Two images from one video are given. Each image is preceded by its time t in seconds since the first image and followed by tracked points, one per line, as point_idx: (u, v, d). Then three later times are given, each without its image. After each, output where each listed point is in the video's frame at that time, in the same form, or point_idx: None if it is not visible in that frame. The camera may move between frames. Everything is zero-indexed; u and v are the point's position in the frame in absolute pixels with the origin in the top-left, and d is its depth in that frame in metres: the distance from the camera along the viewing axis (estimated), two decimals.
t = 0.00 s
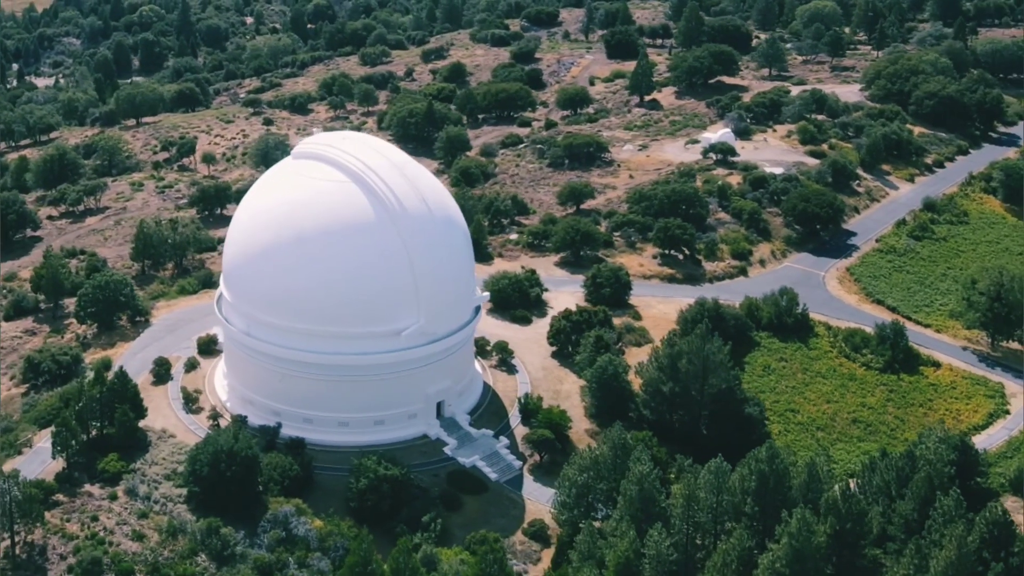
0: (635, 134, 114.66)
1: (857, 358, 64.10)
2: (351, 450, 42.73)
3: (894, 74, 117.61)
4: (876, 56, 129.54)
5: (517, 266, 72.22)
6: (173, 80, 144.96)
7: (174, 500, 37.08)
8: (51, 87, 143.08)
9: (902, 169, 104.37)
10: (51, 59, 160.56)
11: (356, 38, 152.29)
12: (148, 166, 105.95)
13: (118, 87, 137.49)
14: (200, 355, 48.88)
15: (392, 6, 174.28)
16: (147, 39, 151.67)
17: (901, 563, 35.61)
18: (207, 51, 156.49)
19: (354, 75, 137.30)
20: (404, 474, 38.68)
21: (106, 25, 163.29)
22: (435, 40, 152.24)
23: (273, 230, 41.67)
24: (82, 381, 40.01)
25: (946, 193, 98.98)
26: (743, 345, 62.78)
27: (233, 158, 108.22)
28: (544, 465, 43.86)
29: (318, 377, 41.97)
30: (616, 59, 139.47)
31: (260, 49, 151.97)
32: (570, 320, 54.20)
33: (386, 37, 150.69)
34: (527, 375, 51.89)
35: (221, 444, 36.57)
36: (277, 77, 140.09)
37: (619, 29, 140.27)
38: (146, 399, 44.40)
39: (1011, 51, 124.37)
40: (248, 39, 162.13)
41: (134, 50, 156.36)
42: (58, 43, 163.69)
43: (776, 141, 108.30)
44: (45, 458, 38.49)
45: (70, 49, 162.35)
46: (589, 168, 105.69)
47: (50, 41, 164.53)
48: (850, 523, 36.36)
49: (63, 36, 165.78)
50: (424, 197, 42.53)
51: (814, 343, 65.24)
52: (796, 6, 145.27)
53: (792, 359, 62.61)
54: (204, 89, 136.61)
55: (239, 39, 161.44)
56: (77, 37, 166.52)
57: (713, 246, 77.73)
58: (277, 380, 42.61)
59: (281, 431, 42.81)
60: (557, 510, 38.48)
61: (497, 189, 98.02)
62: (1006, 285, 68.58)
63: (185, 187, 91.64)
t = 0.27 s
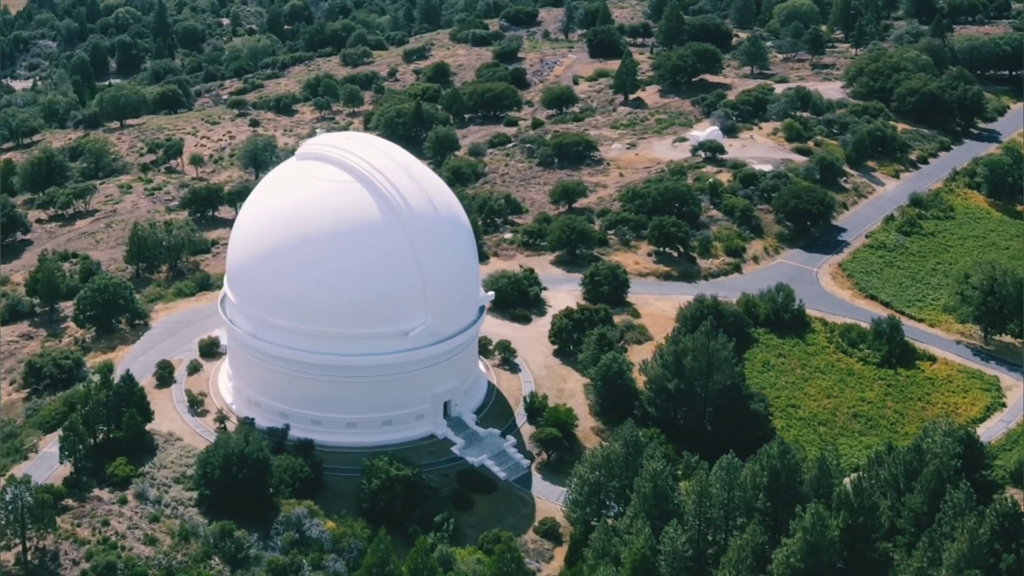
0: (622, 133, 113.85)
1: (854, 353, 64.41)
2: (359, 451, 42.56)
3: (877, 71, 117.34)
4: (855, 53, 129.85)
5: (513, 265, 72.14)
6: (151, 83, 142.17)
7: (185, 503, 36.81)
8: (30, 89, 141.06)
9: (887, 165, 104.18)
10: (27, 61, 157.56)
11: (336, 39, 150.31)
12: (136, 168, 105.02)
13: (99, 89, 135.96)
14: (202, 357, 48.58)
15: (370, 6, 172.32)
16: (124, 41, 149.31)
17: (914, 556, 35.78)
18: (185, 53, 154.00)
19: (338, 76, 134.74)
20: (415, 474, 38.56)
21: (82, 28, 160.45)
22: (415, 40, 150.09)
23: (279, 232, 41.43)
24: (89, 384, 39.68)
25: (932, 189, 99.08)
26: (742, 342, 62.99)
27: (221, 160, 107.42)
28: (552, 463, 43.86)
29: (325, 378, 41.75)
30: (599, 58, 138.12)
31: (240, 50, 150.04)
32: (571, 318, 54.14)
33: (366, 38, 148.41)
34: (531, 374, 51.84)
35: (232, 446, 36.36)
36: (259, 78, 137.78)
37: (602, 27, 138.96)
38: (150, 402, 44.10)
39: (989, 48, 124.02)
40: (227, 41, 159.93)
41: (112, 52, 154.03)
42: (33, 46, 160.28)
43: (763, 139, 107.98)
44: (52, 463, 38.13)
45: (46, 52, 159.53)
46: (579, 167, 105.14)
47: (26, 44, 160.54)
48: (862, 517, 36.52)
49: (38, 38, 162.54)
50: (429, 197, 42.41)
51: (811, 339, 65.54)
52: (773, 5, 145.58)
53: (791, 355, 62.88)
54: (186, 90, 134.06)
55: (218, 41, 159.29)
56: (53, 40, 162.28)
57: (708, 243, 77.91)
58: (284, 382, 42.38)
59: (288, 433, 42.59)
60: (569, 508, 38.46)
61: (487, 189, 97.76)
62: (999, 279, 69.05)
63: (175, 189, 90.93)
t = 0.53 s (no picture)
0: (611, 131, 111.01)
1: (853, 349, 64.61)
2: (367, 452, 42.40)
3: (861, 69, 115.43)
4: (837, 51, 129.83)
5: (510, 263, 71.91)
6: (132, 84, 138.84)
7: (197, 506, 36.60)
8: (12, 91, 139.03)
9: (875, 161, 102.58)
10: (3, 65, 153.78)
11: (318, 39, 146.63)
12: (125, 170, 104.04)
13: (82, 91, 133.95)
14: (206, 359, 48.29)
15: (348, 7, 169.70)
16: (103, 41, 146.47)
17: (928, 551, 35.87)
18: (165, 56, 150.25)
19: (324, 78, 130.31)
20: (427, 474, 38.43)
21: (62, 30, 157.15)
22: (396, 40, 146.72)
23: (286, 232, 41.20)
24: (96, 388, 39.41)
25: (920, 184, 97.99)
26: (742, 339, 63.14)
27: (211, 161, 106.34)
28: (561, 461, 43.77)
29: (334, 379, 41.54)
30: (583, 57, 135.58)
31: (221, 51, 147.25)
32: (574, 317, 53.99)
33: (348, 38, 145.08)
34: (535, 373, 51.75)
35: (243, 449, 36.16)
36: (242, 80, 134.34)
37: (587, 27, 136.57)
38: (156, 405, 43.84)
39: (969, 44, 121.97)
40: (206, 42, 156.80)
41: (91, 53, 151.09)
42: (10, 48, 157.08)
43: (752, 138, 105.89)
44: (61, 468, 37.85)
45: (24, 54, 156.03)
46: (570, 166, 102.22)
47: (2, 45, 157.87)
48: (875, 512, 36.62)
49: (16, 41, 158.88)
50: (436, 198, 42.25)
51: (810, 335, 65.74)
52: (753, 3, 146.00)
53: (791, 351, 63.06)
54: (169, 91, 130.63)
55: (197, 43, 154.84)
56: (32, 41, 160.07)
57: (704, 240, 77.96)
58: (292, 384, 42.15)
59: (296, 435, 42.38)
60: (581, 506, 38.46)
61: (479, 188, 97.07)
62: (994, 274, 69.44)
63: (166, 191, 90.14)
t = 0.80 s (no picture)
0: (601, 130, 110.38)
1: (852, 344, 64.81)
2: (376, 452, 42.19)
3: (847, 66, 115.55)
4: (820, 48, 129.70)
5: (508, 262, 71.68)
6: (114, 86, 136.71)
7: (209, 510, 36.35)
8: None
9: (863, 158, 102.72)
10: None
11: (301, 39, 144.50)
12: (115, 172, 103.04)
13: (66, 92, 132.27)
14: (209, 361, 47.96)
15: (327, 7, 167.96)
16: (82, 44, 143.50)
17: (942, 545, 36.02)
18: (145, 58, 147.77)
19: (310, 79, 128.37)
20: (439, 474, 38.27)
21: (40, 32, 153.95)
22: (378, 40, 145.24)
23: (294, 233, 40.95)
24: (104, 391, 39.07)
25: (908, 181, 97.73)
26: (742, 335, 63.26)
27: (201, 162, 105.52)
28: (569, 460, 43.70)
29: (342, 381, 41.32)
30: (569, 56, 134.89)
31: (203, 51, 145.18)
32: (577, 316, 53.91)
33: (331, 38, 143.36)
34: (539, 372, 51.66)
35: (256, 451, 35.91)
36: (226, 80, 132.44)
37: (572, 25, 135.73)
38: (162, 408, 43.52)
39: (950, 42, 121.80)
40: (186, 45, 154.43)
41: (69, 55, 147.55)
42: None
43: (742, 134, 105.84)
44: (70, 472, 37.52)
45: None
46: (562, 165, 101.78)
47: None
48: (888, 507, 36.76)
49: None
50: (444, 197, 42.14)
51: (809, 331, 65.93)
52: None
53: (791, 348, 63.23)
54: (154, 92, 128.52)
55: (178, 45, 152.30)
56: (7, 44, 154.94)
57: (700, 238, 77.97)
58: (300, 385, 41.89)
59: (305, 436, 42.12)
60: (594, 505, 38.43)
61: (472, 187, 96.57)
62: (989, 268, 69.82)
63: (158, 193, 89.44)
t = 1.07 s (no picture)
0: (590, 128, 109.82)
1: (851, 339, 64.98)
2: (386, 452, 42.02)
3: (832, 62, 115.45)
4: (804, 45, 129.56)
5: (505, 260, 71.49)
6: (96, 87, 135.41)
7: (221, 512, 36.13)
8: None
9: (852, 154, 102.34)
10: None
11: (284, 38, 143.26)
12: (103, 173, 102.07)
13: (49, 93, 130.76)
14: (212, 363, 47.63)
15: (306, 6, 166.41)
16: (63, 44, 141.74)
17: (955, 538, 36.11)
18: (126, 57, 146.36)
19: (297, 78, 127.38)
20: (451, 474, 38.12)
21: (20, 32, 152.10)
22: (361, 39, 144.10)
23: (302, 234, 40.70)
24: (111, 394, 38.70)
25: (897, 176, 97.62)
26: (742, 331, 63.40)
27: (191, 162, 104.70)
28: (578, 458, 43.63)
29: (352, 381, 41.13)
30: (554, 54, 134.10)
31: (185, 51, 143.72)
32: (580, 313, 53.82)
33: (313, 37, 141.97)
34: (543, 369, 51.59)
35: (268, 453, 35.66)
36: (211, 79, 131.29)
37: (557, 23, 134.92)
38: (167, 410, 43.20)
39: (931, 37, 121.65)
40: (167, 44, 152.78)
41: (50, 55, 145.82)
42: None
43: (731, 131, 105.44)
44: (78, 476, 37.19)
45: None
46: (555, 163, 101.21)
47: None
48: (901, 501, 36.86)
49: None
50: (452, 197, 41.98)
51: (808, 327, 66.08)
52: None
53: (791, 343, 63.44)
54: (139, 92, 127.29)
55: (158, 44, 151.10)
56: None
57: (696, 234, 78.04)
58: (309, 387, 41.66)
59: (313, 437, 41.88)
60: (606, 503, 38.40)
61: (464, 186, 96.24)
62: (985, 262, 70.23)
63: (149, 194, 88.67)
